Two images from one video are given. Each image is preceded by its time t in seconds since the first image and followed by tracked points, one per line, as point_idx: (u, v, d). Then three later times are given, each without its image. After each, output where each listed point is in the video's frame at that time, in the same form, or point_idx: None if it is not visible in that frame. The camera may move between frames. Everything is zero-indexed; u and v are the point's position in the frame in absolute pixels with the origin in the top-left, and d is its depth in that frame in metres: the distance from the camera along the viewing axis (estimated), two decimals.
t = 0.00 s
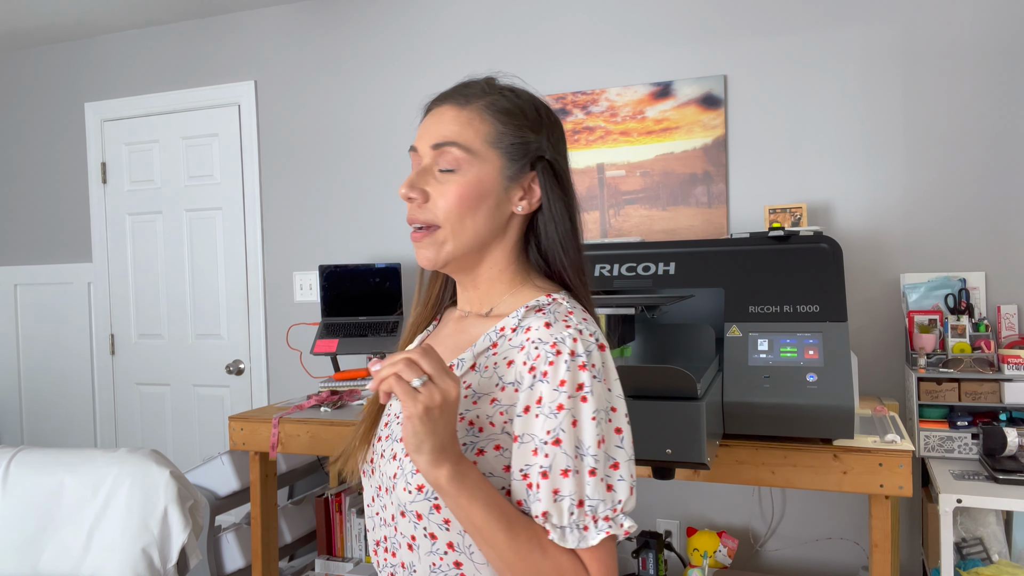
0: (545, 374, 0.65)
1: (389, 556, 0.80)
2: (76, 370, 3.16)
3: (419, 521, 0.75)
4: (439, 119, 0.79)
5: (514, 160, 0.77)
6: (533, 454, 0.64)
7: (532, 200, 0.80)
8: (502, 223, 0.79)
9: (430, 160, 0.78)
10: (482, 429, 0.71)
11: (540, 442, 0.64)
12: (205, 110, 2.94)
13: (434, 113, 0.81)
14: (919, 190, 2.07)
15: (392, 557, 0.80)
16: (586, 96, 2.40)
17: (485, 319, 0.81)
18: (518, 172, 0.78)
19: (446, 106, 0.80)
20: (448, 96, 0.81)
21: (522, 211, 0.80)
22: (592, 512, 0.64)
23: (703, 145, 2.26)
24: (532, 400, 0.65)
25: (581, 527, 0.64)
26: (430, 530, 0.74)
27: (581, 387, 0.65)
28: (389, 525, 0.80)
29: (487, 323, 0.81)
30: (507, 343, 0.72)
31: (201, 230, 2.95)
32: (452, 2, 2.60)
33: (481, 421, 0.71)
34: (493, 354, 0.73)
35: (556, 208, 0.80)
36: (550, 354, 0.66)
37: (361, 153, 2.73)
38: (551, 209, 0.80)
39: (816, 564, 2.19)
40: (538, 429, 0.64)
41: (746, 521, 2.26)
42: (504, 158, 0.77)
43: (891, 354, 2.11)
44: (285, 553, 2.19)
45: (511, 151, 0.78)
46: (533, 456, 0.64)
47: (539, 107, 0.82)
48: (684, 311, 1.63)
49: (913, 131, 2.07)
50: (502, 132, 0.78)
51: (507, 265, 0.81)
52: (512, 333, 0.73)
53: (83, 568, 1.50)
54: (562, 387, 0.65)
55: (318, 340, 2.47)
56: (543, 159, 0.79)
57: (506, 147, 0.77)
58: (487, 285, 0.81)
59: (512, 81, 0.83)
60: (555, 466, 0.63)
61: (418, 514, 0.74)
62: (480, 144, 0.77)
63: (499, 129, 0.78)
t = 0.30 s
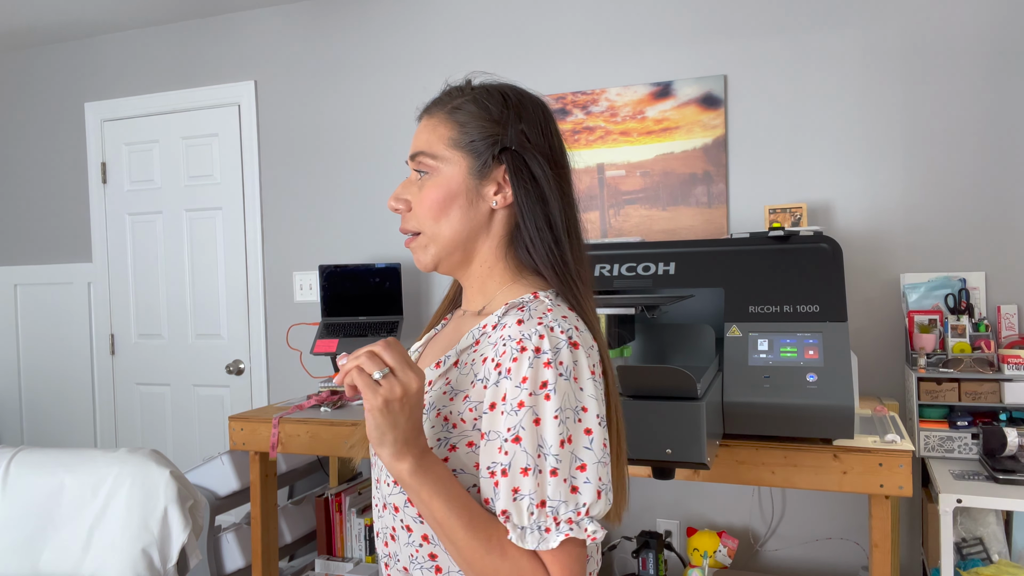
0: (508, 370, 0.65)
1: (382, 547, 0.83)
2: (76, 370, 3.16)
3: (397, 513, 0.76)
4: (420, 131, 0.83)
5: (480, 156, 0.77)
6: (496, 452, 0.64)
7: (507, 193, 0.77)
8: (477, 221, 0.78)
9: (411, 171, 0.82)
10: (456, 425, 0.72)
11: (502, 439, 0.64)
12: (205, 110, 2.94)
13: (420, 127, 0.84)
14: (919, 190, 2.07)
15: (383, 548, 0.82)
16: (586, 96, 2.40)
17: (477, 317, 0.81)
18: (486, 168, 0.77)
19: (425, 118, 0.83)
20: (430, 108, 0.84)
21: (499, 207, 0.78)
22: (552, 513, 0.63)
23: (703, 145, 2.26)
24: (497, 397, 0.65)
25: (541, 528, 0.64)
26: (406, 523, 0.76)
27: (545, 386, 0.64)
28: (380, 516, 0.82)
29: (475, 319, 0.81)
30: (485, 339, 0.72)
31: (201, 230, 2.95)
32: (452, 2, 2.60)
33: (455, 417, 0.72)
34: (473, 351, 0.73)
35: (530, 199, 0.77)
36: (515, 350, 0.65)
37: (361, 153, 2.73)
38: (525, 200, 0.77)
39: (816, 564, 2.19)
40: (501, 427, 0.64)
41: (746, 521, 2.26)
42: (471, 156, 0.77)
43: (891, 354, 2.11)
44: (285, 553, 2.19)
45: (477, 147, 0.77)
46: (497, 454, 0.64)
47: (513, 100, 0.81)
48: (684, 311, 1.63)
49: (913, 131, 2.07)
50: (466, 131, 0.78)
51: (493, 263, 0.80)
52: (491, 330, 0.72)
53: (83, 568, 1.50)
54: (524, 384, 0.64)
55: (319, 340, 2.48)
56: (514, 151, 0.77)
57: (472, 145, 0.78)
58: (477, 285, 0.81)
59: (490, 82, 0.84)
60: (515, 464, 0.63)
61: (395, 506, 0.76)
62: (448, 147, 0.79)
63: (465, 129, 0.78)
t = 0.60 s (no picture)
0: (519, 373, 0.65)
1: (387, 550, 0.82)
2: (76, 370, 3.16)
3: (404, 515, 0.76)
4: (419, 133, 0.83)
5: (477, 157, 0.77)
6: (505, 455, 0.64)
7: (505, 193, 0.77)
8: (477, 223, 0.78)
9: (411, 174, 0.82)
10: (460, 428, 0.72)
11: (513, 442, 0.64)
12: (205, 110, 2.93)
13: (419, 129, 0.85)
14: (919, 190, 2.07)
15: (388, 550, 0.82)
16: (586, 96, 2.40)
17: (480, 319, 0.81)
18: (484, 169, 0.77)
19: (422, 120, 0.84)
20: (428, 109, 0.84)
21: (498, 207, 0.78)
22: (561, 515, 0.64)
23: (703, 145, 2.26)
24: (507, 400, 0.65)
25: (550, 530, 0.64)
26: (413, 525, 0.76)
27: (555, 388, 0.65)
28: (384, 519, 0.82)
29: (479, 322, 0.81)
30: (492, 342, 0.71)
31: (201, 229, 2.95)
32: (452, 3, 2.60)
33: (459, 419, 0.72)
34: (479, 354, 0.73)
35: (528, 199, 0.77)
36: (526, 353, 0.65)
37: (361, 153, 2.73)
38: (523, 200, 0.77)
39: (816, 564, 2.20)
40: (512, 430, 0.64)
41: (746, 521, 2.26)
42: (469, 157, 0.78)
43: (891, 353, 2.11)
44: (285, 553, 2.20)
45: (474, 148, 0.77)
46: (506, 458, 0.64)
47: (510, 100, 0.80)
48: (684, 311, 1.63)
49: (912, 131, 2.07)
50: (463, 133, 0.78)
51: (494, 263, 0.80)
52: (498, 332, 0.71)
53: (83, 568, 1.50)
54: (535, 386, 0.64)
55: (319, 341, 2.46)
56: (511, 151, 0.77)
57: (470, 145, 0.78)
58: (479, 287, 0.81)
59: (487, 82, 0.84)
60: (525, 467, 0.63)
61: (402, 508, 0.76)
62: (445, 149, 0.79)
63: (462, 130, 0.79)
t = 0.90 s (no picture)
0: (529, 376, 0.66)
1: (394, 554, 0.82)
2: (76, 370, 3.16)
3: (415, 521, 0.75)
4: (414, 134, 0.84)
5: (465, 158, 0.78)
6: (518, 457, 0.65)
7: (492, 193, 0.77)
8: (462, 223, 0.78)
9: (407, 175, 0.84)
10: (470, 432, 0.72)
11: (524, 445, 0.65)
12: (205, 110, 2.94)
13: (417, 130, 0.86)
14: (919, 190, 2.07)
15: (396, 555, 0.81)
16: (586, 96, 2.40)
17: (480, 322, 0.81)
18: (471, 170, 0.77)
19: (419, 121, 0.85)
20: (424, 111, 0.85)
21: (487, 207, 0.78)
22: (579, 515, 0.65)
23: (703, 145, 2.26)
24: (517, 403, 0.66)
25: (568, 529, 0.65)
26: (425, 531, 0.75)
27: (565, 389, 0.66)
28: (390, 524, 0.81)
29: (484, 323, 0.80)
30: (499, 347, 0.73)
31: (201, 229, 2.95)
32: (451, 3, 2.60)
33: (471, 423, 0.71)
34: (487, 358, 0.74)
35: (514, 200, 0.76)
36: (535, 356, 0.67)
37: (361, 153, 2.74)
38: (508, 201, 0.76)
39: (816, 564, 2.19)
40: (523, 432, 0.65)
41: (746, 521, 2.26)
42: (457, 158, 0.78)
43: (891, 353, 2.11)
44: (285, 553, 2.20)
45: (462, 149, 0.78)
46: (518, 460, 0.65)
47: (500, 100, 0.80)
48: (684, 312, 1.63)
49: (912, 131, 2.07)
50: (452, 133, 0.79)
51: (489, 265, 0.80)
52: (503, 336, 0.73)
53: (83, 568, 1.50)
54: (546, 389, 0.65)
55: (319, 340, 2.48)
56: (499, 151, 0.77)
57: (458, 146, 0.78)
58: (478, 288, 0.82)
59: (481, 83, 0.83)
60: (540, 468, 0.64)
61: (414, 514, 0.75)
62: (435, 150, 0.80)
63: (451, 131, 0.79)
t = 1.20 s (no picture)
0: (541, 365, 0.70)
1: (405, 539, 0.83)
2: (76, 370, 3.16)
3: (425, 503, 0.75)
4: (421, 128, 0.81)
5: (487, 160, 0.77)
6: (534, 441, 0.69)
7: (512, 196, 0.78)
8: (480, 226, 0.78)
9: (411, 170, 0.80)
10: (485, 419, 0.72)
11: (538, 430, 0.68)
12: (205, 110, 2.94)
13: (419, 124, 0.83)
14: (919, 190, 2.07)
15: (407, 539, 0.82)
16: (586, 96, 2.40)
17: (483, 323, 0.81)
18: (494, 172, 0.77)
19: (427, 116, 0.82)
20: (432, 106, 0.83)
21: (506, 210, 0.79)
22: (599, 501, 0.67)
23: (703, 145, 2.26)
24: (530, 390, 0.70)
25: (587, 514, 0.67)
26: (434, 514, 0.75)
27: (580, 378, 0.68)
28: (397, 507, 0.82)
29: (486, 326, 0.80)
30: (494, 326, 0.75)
31: (201, 230, 2.95)
32: (451, 4, 2.60)
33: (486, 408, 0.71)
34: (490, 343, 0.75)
35: (536, 203, 0.77)
36: (546, 345, 0.70)
37: (361, 153, 2.73)
38: (530, 203, 0.77)
39: (816, 564, 2.19)
40: (538, 418, 0.69)
41: (747, 521, 2.26)
42: (477, 157, 0.77)
43: (891, 353, 2.11)
44: (285, 553, 2.20)
45: (484, 151, 0.77)
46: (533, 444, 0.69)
47: (520, 107, 0.81)
48: (684, 311, 1.62)
49: (912, 131, 2.07)
50: (472, 132, 0.78)
51: (497, 267, 0.80)
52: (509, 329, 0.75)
53: (83, 568, 1.50)
54: (558, 378, 0.69)
55: (319, 340, 2.47)
56: (523, 157, 0.78)
57: (481, 147, 0.77)
58: (484, 288, 0.81)
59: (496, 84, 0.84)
60: (556, 454, 0.67)
61: (425, 496, 0.74)
62: (453, 146, 0.78)
63: (473, 130, 0.78)
